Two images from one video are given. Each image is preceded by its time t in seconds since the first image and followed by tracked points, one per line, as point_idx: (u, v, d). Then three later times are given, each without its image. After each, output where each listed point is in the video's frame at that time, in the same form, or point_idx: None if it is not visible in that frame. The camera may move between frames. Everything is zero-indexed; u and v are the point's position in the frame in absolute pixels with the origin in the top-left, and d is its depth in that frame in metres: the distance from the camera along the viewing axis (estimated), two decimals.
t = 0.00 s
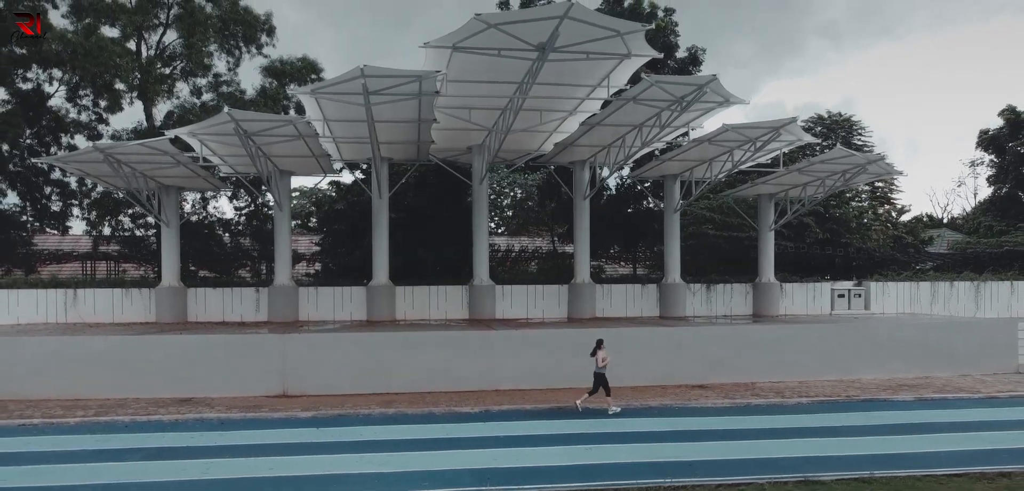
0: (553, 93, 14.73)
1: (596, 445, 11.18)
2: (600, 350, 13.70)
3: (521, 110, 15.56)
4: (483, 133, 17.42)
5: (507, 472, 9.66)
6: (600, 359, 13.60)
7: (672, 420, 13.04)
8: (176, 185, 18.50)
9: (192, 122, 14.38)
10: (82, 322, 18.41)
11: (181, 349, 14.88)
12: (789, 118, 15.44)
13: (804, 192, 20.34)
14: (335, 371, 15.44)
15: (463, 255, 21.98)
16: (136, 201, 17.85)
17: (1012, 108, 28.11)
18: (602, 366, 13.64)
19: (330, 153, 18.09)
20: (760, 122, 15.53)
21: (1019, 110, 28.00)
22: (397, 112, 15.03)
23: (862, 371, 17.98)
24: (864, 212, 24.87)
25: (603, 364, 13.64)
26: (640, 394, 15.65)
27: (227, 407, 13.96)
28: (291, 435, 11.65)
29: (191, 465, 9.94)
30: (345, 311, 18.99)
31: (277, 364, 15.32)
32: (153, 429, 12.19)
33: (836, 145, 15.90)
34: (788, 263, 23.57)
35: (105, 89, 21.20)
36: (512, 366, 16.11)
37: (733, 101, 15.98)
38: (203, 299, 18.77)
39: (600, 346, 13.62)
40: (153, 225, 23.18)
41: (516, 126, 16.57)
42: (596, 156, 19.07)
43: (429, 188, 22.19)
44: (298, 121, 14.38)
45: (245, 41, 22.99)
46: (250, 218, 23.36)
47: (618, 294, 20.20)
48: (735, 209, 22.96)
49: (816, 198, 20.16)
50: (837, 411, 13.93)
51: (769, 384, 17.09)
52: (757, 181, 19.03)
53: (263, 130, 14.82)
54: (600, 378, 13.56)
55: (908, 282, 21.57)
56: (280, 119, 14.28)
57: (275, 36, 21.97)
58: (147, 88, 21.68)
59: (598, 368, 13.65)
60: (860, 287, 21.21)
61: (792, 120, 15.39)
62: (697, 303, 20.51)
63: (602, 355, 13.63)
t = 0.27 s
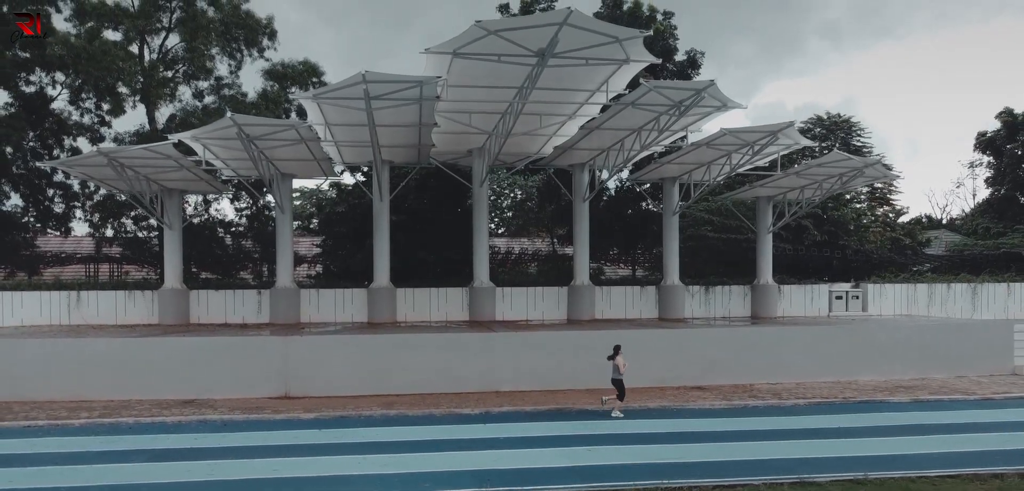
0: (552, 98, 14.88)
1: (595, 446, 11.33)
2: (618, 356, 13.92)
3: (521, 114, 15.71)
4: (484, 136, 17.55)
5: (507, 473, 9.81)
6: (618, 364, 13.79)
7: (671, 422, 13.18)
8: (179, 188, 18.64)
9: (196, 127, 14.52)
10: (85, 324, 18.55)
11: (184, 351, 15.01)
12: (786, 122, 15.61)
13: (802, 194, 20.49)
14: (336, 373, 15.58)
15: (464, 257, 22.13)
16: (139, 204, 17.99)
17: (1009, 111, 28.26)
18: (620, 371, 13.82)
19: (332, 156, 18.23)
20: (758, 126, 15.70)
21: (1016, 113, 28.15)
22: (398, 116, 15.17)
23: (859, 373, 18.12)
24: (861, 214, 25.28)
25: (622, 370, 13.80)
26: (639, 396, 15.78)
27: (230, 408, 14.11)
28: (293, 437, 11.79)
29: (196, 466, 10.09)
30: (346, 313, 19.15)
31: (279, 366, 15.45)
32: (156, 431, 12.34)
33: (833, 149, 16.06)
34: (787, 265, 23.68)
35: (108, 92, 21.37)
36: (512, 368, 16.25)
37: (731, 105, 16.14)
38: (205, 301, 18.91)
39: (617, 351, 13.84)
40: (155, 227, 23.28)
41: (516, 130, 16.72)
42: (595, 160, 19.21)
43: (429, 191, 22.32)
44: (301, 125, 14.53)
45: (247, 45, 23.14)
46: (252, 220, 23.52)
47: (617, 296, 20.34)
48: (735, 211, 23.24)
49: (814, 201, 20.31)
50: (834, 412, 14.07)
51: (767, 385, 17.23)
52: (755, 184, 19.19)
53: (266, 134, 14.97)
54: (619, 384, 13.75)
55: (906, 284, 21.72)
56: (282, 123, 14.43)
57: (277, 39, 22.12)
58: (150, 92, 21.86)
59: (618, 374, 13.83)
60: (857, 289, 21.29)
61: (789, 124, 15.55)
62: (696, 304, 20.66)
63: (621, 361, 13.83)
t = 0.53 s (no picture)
0: (551, 102, 15.02)
1: (593, 447, 11.48)
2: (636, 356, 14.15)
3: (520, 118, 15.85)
4: (484, 140, 17.70)
5: (507, 474, 9.96)
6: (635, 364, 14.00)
7: (668, 423, 13.33)
8: (181, 191, 18.79)
9: (199, 131, 14.68)
10: (89, 326, 18.71)
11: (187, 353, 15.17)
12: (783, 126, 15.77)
13: (799, 197, 20.64)
14: (338, 375, 15.73)
15: (463, 259, 22.25)
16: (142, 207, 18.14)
17: (1007, 113, 28.39)
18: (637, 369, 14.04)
19: (333, 159, 18.38)
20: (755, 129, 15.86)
21: (1013, 115, 28.27)
22: (399, 120, 15.32)
23: (856, 374, 18.27)
24: (859, 217, 25.49)
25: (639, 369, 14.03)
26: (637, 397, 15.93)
27: (232, 410, 14.26)
28: (296, 439, 11.94)
29: (200, 468, 10.24)
30: (347, 315, 19.34)
31: (281, 368, 15.60)
32: (161, 432, 12.49)
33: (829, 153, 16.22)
34: (785, 266, 23.87)
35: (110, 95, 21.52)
36: (512, 369, 16.40)
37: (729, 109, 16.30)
38: (207, 302, 19.07)
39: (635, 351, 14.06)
40: (158, 229, 23.47)
41: (516, 133, 16.86)
42: (594, 163, 19.36)
43: (430, 193, 22.44)
44: (302, 129, 14.68)
45: (249, 48, 23.30)
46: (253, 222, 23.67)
47: (616, 298, 20.49)
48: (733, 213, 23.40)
49: (811, 204, 20.46)
50: (830, 414, 14.22)
51: (764, 386, 17.39)
52: (753, 187, 19.34)
53: (268, 138, 15.12)
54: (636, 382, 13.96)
55: (903, 286, 21.88)
56: (284, 128, 14.58)
57: (278, 43, 22.27)
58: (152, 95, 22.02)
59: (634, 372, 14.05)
60: (855, 291, 21.42)
61: (786, 128, 15.70)
62: (694, 306, 20.85)
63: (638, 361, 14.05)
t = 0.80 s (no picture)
0: (551, 107, 15.18)
1: (593, 448, 11.65)
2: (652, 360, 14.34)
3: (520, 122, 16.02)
4: (484, 143, 17.85)
5: (508, 474, 10.13)
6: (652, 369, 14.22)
7: (667, 424, 13.49)
8: (184, 194, 18.95)
9: (202, 135, 14.83)
10: (92, 327, 18.87)
11: (190, 355, 15.32)
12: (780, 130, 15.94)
13: (797, 200, 20.80)
14: (339, 376, 15.88)
15: (463, 261, 22.40)
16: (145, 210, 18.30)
17: (1003, 116, 28.56)
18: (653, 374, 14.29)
19: (334, 163, 18.53)
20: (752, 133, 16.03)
21: (1010, 118, 28.44)
22: (400, 124, 15.48)
23: (853, 375, 18.42)
24: (857, 219, 25.58)
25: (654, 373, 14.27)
26: (636, 398, 16.09)
27: (236, 411, 14.42)
28: (299, 440, 12.10)
29: (205, 468, 10.40)
30: (348, 317, 19.53)
31: (283, 369, 15.76)
32: (165, 433, 12.65)
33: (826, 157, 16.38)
34: (783, 268, 24.00)
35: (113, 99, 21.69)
36: (512, 371, 16.55)
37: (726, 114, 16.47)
38: (210, 304, 19.23)
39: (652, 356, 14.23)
40: (160, 231, 23.63)
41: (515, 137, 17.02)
42: (593, 166, 19.52)
43: (431, 196, 22.63)
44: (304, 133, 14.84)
45: (250, 51, 23.48)
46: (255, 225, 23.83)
47: (615, 300, 20.66)
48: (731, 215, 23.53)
49: (809, 207, 20.62)
50: (827, 415, 14.37)
51: (762, 388, 17.54)
52: (751, 190, 19.50)
53: (270, 142, 15.28)
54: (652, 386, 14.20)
55: (901, 287, 22.03)
56: (287, 132, 14.75)
57: (280, 47, 22.43)
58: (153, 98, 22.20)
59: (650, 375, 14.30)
60: (853, 293, 21.45)
61: (783, 132, 15.87)
62: (693, 308, 21.04)
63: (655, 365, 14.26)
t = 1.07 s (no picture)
0: (550, 111, 15.33)
1: (591, 449, 11.81)
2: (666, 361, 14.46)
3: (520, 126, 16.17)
4: (484, 146, 18.01)
5: (508, 475, 10.28)
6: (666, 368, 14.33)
7: (665, 426, 13.65)
8: (187, 197, 19.10)
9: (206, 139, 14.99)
10: (96, 329, 19.03)
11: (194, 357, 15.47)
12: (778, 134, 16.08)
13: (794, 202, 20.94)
14: (341, 378, 16.04)
15: (463, 263, 22.65)
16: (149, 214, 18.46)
17: (1000, 119, 28.74)
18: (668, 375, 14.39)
19: (335, 166, 18.68)
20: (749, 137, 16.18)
21: (1007, 120, 28.62)
22: (401, 128, 15.63)
23: (850, 377, 18.58)
24: (853, 221, 25.92)
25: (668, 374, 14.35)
26: (635, 400, 16.25)
27: (239, 413, 14.57)
28: (302, 441, 12.24)
29: (210, 469, 10.55)
30: (350, 318, 19.69)
31: (285, 371, 15.91)
32: (170, 435, 12.80)
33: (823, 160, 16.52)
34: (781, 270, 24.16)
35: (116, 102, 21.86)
36: (512, 373, 16.70)
37: (725, 118, 16.62)
38: (212, 306, 19.38)
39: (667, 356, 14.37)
40: (162, 233, 23.78)
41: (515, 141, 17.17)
42: (592, 169, 19.67)
43: (432, 198, 22.79)
44: (306, 137, 14.99)
45: (252, 55, 23.66)
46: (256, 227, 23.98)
47: (615, 301, 20.83)
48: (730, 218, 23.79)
49: (807, 209, 20.78)
50: (823, 416, 14.52)
51: (760, 389, 17.71)
52: (749, 193, 19.64)
53: (273, 146, 15.43)
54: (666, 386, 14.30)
55: (898, 289, 22.21)
56: (289, 136, 14.90)
57: (281, 50, 22.61)
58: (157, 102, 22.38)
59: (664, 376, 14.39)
60: (851, 294, 21.59)
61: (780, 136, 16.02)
62: (691, 309, 21.21)
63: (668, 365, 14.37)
